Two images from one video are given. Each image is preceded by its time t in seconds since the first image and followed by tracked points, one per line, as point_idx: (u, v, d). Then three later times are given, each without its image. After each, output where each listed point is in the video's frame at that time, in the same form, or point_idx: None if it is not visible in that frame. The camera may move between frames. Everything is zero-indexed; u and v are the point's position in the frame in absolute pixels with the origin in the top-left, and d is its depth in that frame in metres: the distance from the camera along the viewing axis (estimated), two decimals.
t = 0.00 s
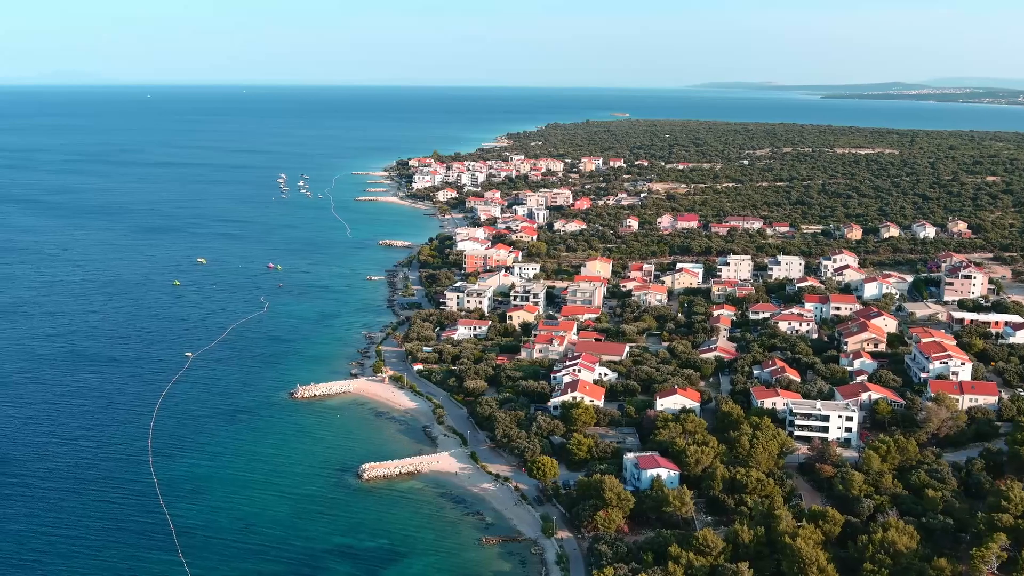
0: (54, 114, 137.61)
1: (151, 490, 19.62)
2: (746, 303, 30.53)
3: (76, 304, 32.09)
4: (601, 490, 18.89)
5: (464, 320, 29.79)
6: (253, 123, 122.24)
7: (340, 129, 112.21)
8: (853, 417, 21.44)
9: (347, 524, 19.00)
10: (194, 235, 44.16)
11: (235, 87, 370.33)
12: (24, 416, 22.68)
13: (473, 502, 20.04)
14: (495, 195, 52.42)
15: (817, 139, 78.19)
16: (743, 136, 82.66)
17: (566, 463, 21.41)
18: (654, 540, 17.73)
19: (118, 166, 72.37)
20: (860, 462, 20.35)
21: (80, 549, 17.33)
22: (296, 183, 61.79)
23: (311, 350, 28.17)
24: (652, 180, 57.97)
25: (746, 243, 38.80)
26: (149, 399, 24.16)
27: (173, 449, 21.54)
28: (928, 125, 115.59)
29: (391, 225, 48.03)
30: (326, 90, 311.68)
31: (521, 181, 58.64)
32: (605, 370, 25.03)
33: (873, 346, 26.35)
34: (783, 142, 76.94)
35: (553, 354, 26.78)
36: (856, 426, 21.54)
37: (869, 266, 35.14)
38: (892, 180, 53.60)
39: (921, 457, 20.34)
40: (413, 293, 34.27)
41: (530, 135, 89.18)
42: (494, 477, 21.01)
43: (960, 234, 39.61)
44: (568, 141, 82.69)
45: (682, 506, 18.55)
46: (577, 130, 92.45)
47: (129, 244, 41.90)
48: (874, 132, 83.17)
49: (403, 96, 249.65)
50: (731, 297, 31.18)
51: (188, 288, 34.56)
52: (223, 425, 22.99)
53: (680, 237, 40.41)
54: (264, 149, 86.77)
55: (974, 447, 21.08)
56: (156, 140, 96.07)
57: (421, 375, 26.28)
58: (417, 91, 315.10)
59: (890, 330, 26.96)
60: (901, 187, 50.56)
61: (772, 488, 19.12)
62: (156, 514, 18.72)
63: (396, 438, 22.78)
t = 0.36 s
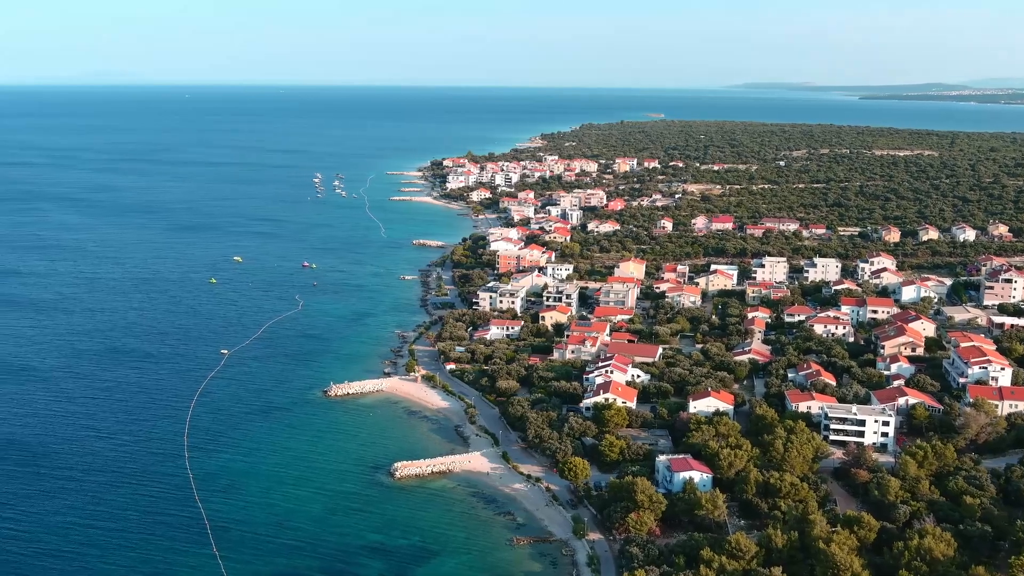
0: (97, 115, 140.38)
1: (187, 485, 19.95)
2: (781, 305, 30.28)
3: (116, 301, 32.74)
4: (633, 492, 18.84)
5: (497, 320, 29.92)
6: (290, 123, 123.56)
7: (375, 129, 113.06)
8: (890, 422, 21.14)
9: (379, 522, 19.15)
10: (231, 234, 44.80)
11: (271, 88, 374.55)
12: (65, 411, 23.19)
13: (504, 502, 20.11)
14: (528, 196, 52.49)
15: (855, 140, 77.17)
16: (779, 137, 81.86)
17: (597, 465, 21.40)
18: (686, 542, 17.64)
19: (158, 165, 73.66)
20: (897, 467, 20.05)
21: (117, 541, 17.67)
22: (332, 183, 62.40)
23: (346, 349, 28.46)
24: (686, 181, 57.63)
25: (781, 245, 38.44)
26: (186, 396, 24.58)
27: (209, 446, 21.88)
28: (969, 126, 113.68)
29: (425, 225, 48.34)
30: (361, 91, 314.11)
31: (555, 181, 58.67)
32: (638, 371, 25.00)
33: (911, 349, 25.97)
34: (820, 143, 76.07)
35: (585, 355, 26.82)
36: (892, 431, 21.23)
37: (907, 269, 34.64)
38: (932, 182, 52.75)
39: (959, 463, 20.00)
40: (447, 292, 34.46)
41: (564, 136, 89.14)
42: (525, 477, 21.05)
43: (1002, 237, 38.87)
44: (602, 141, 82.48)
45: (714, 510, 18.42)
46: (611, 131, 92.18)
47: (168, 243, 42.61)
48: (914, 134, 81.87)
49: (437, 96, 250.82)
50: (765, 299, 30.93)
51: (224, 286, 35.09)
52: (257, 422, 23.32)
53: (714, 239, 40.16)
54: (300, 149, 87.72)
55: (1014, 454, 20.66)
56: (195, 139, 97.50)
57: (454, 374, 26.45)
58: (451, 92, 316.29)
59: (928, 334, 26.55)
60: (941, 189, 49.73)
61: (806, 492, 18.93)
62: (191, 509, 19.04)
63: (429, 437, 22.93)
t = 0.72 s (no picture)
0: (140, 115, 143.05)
1: (224, 481, 20.26)
2: (818, 308, 29.96)
3: (156, 298, 33.36)
4: (666, 495, 18.76)
5: (531, 320, 29.99)
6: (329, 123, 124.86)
7: (411, 129, 113.77)
8: (929, 428, 20.81)
9: (411, 521, 19.29)
10: (269, 233, 45.41)
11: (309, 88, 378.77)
12: (106, 405, 23.71)
13: (537, 503, 20.15)
14: (564, 196, 52.51)
15: (896, 141, 76.01)
16: (818, 138, 80.86)
17: (630, 466, 21.34)
18: (719, 546, 17.51)
19: (198, 164, 74.89)
20: (936, 473, 19.73)
21: (156, 534, 18.02)
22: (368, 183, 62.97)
23: (381, 348, 28.72)
24: (723, 182, 57.18)
25: (819, 247, 38.01)
26: (223, 393, 24.99)
27: (245, 442, 22.20)
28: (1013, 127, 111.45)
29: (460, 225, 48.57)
30: (398, 92, 316.21)
31: (590, 182, 58.58)
32: (672, 374, 24.94)
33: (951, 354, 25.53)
34: (860, 145, 75.00)
35: (619, 356, 26.81)
36: (931, 437, 20.91)
37: (948, 272, 34.06)
38: (975, 185, 51.77)
39: (999, 469, 19.63)
40: (481, 292, 34.59)
41: (599, 137, 88.91)
42: (558, 477, 21.09)
43: None
44: (638, 142, 82.19)
45: (749, 514, 18.28)
46: (647, 131, 91.77)
47: (207, 241, 43.30)
48: (957, 135, 80.32)
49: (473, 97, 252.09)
50: (803, 302, 30.62)
51: (261, 284, 35.59)
52: (293, 419, 23.62)
53: (751, 240, 39.84)
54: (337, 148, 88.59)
55: None
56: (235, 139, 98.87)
57: (487, 374, 26.58)
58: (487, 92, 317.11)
59: (969, 339, 26.10)
60: (985, 192, 48.78)
61: (843, 498, 18.70)
62: (228, 504, 19.35)
63: (462, 436, 23.05)
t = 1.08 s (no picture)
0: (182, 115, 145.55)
1: (260, 477, 20.58)
2: (856, 311, 29.63)
3: (195, 296, 33.94)
4: (700, 498, 18.68)
5: (565, 321, 30.05)
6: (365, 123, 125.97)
7: (447, 129, 114.29)
8: (969, 434, 20.47)
9: (443, 520, 19.42)
10: (306, 232, 45.95)
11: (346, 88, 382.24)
12: (145, 401, 24.17)
13: (569, 504, 20.19)
14: (599, 197, 52.44)
15: (938, 143, 74.67)
16: (859, 139, 79.73)
17: (664, 469, 21.28)
18: (753, 550, 17.39)
19: (237, 163, 76.02)
20: (976, 480, 19.41)
21: (193, 528, 18.33)
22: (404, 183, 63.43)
23: (415, 347, 28.97)
24: (760, 184, 56.68)
25: (858, 250, 37.54)
26: (260, 390, 25.37)
27: (282, 439, 22.53)
28: None
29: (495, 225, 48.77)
30: (434, 92, 317.80)
31: (626, 183, 58.42)
32: (706, 376, 24.83)
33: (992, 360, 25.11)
34: (901, 146, 73.81)
35: (653, 358, 26.77)
36: (971, 443, 20.56)
37: (991, 276, 33.45)
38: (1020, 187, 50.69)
39: None
40: (515, 293, 34.73)
41: (635, 137, 88.63)
42: (591, 479, 21.10)
43: None
44: (674, 143, 81.75)
45: (784, 519, 18.13)
46: (683, 132, 91.20)
47: (245, 239, 43.96)
48: (1002, 136, 78.71)
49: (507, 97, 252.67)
50: (840, 305, 30.31)
51: (298, 283, 36.07)
52: (328, 417, 23.91)
53: (788, 242, 39.46)
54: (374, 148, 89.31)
55: None
56: (273, 138, 100.13)
57: (521, 375, 26.69)
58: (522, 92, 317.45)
59: (1012, 344, 25.65)
60: None
61: (880, 504, 18.48)
62: (263, 500, 19.63)
63: (495, 437, 23.18)
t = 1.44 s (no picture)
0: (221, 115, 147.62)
1: (295, 474, 20.88)
2: (895, 315, 29.24)
3: (232, 294, 34.46)
4: (734, 502, 18.58)
5: (599, 322, 30.04)
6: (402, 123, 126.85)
7: (482, 130, 114.65)
8: (1011, 440, 20.11)
9: (475, 520, 19.53)
10: (342, 231, 46.43)
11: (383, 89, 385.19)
12: (184, 396, 24.63)
13: (603, 505, 20.21)
14: (634, 198, 52.27)
15: (982, 144, 73.28)
16: (900, 140, 78.49)
17: (698, 472, 21.20)
18: (788, 555, 17.28)
19: (275, 163, 77.01)
20: (1017, 487, 19.06)
21: (229, 523, 18.66)
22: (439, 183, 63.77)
23: (449, 346, 29.16)
24: (798, 185, 56.09)
25: (897, 252, 37.01)
26: (296, 387, 25.72)
27: (316, 437, 22.82)
28: None
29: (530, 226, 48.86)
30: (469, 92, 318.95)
31: (661, 184, 58.16)
32: (742, 379, 24.68)
33: None
34: (944, 147, 72.48)
35: (688, 360, 26.67)
36: (1013, 450, 20.20)
37: None
38: None
39: None
40: (549, 293, 34.80)
41: (672, 137, 88.16)
42: (624, 480, 21.09)
43: None
44: (711, 144, 81.14)
45: (819, 524, 17.97)
46: (720, 133, 90.46)
47: (282, 238, 44.54)
48: None
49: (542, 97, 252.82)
50: (879, 308, 29.93)
51: (334, 281, 36.47)
52: (362, 415, 24.18)
53: (826, 244, 39.01)
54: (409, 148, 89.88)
55: None
56: (310, 138, 101.24)
57: (554, 375, 26.75)
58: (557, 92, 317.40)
59: None
60: None
61: (918, 510, 18.22)
62: (298, 496, 19.92)
63: (528, 437, 23.27)
